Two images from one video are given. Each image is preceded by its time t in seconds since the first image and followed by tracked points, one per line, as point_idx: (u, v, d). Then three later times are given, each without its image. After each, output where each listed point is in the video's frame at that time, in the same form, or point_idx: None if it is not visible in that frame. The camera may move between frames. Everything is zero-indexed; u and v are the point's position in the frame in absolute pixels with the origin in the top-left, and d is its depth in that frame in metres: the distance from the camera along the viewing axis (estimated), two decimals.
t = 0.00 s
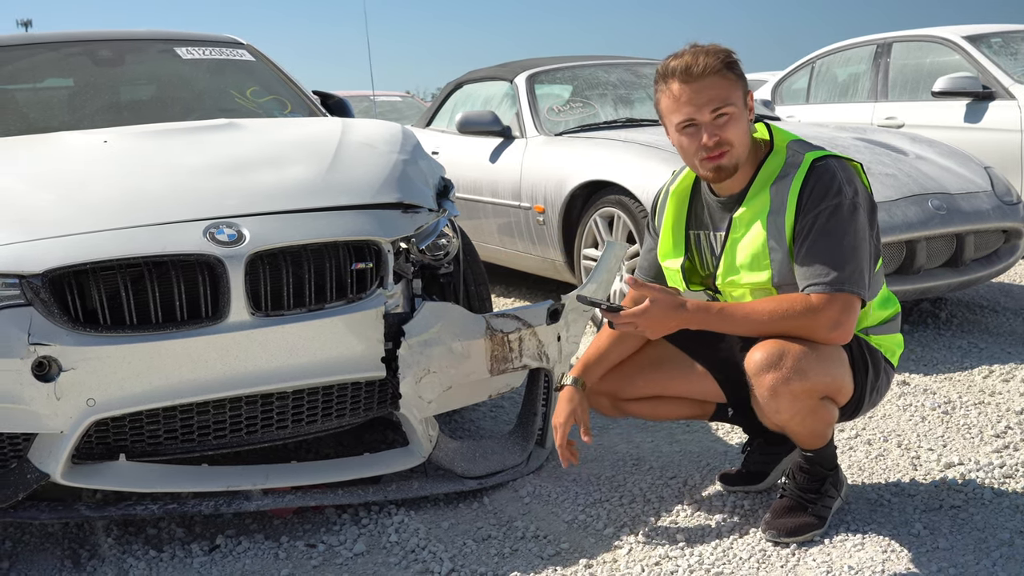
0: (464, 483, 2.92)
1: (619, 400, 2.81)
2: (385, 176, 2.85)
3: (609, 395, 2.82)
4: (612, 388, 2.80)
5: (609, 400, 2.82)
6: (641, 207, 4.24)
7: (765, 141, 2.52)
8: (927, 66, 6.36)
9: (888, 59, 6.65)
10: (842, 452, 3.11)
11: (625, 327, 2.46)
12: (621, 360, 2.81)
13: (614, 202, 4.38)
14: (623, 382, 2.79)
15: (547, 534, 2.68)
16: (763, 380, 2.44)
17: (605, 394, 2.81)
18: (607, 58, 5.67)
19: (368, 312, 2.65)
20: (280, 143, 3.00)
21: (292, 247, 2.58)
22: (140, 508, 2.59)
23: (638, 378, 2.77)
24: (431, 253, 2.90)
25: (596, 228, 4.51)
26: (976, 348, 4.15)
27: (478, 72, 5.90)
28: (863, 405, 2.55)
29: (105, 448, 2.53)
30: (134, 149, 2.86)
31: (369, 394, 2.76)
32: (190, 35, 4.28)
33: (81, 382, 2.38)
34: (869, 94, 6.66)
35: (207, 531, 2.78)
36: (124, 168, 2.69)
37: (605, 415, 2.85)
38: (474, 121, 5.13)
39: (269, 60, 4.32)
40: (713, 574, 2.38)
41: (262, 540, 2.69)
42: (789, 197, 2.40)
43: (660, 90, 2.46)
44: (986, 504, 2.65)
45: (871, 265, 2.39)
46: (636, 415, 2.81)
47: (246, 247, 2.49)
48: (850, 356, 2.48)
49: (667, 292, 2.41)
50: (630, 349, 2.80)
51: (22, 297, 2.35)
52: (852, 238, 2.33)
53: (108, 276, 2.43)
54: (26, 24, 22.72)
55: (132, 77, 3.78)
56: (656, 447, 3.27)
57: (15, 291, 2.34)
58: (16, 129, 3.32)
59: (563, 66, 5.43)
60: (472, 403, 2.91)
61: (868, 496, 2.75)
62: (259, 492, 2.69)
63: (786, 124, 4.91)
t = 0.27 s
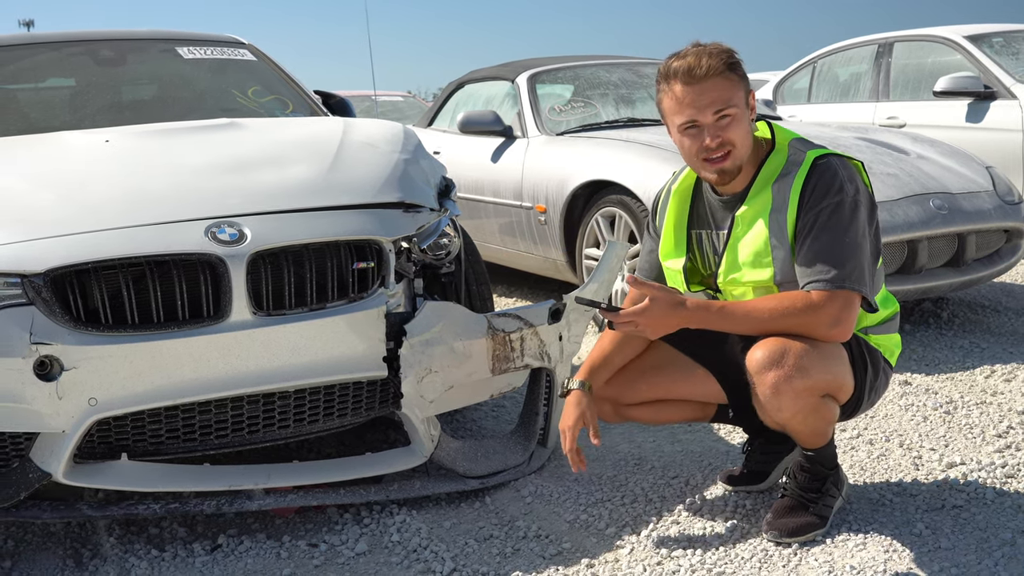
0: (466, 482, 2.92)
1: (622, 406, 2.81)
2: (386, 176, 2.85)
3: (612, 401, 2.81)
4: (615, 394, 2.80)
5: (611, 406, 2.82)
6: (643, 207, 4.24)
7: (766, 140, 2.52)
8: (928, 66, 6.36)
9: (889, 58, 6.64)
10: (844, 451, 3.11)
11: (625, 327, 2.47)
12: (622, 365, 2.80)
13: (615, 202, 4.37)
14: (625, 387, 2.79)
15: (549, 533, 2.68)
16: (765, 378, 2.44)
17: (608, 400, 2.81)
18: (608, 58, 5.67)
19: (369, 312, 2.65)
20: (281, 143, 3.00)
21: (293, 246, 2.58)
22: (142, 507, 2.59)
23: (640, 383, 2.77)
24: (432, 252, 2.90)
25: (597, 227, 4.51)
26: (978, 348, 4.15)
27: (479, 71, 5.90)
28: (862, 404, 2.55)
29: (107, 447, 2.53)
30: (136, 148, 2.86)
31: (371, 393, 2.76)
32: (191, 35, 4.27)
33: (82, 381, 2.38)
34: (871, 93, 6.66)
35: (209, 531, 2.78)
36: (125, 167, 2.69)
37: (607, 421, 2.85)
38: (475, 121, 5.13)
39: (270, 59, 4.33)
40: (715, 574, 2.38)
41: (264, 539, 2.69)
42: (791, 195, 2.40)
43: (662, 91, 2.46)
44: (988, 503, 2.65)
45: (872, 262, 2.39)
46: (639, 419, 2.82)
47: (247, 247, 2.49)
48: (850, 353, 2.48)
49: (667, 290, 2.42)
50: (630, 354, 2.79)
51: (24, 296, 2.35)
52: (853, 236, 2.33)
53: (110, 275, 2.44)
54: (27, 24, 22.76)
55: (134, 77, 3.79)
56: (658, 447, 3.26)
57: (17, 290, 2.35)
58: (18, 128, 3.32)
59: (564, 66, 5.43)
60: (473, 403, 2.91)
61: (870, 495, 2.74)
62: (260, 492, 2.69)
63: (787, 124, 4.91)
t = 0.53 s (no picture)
0: (470, 482, 2.92)
1: (623, 409, 2.82)
2: (391, 176, 2.85)
3: (613, 403, 2.83)
4: (615, 397, 2.81)
5: (613, 408, 2.83)
6: (647, 207, 4.23)
7: (769, 140, 2.51)
8: (933, 65, 6.34)
9: (894, 59, 6.63)
10: (849, 452, 3.10)
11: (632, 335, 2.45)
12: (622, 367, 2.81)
13: (619, 202, 4.37)
14: (626, 390, 2.79)
15: (553, 533, 2.67)
16: (775, 380, 2.43)
17: (609, 403, 2.83)
18: (613, 58, 5.66)
19: (374, 312, 2.64)
20: (286, 142, 2.99)
21: (298, 246, 2.57)
22: (146, 507, 2.59)
23: (640, 386, 2.78)
24: (436, 252, 2.91)
25: (602, 227, 4.50)
26: (984, 348, 4.14)
27: (483, 71, 5.90)
28: (869, 404, 2.54)
29: (112, 447, 2.52)
30: (140, 148, 2.86)
31: (376, 393, 2.76)
32: (195, 34, 4.27)
33: (87, 380, 2.38)
34: (875, 93, 6.65)
35: (213, 530, 2.78)
36: (130, 167, 2.69)
37: (610, 423, 2.86)
38: (479, 121, 5.12)
39: (274, 59, 4.32)
40: (721, 574, 2.37)
41: (268, 539, 2.68)
42: (796, 195, 2.39)
43: (665, 90, 2.45)
44: (995, 504, 2.64)
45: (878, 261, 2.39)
46: (641, 421, 2.82)
47: (252, 246, 2.48)
48: (858, 355, 2.48)
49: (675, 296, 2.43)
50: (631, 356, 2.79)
51: (29, 296, 2.35)
52: (859, 235, 2.32)
53: (114, 275, 2.43)
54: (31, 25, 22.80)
55: (138, 77, 3.78)
56: (662, 447, 3.26)
57: (22, 289, 2.34)
58: (22, 128, 3.32)
59: (568, 66, 5.42)
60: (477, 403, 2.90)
61: (876, 496, 2.74)
62: (265, 492, 2.68)
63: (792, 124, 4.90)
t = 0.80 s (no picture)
0: (472, 483, 2.92)
1: (628, 407, 2.81)
2: (393, 176, 2.85)
3: (618, 402, 2.81)
4: (621, 395, 2.79)
5: (617, 406, 2.82)
6: (649, 207, 4.23)
7: (769, 140, 2.51)
8: (935, 65, 6.34)
9: (895, 58, 6.63)
10: (851, 452, 3.10)
11: (637, 335, 2.40)
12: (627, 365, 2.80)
13: (621, 202, 4.36)
14: (631, 389, 2.78)
15: (555, 534, 2.67)
16: (779, 380, 2.43)
17: (614, 401, 2.81)
18: (614, 58, 5.66)
19: (376, 312, 2.64)
20: (287, 142, 2.99)
21: (300, 246, 2.57)
22: (148, 507, 2.59)
23: (646, 385, 2.76)
24: (438, 252, 2.88)
25: (603, 227, 4.50)
26: (986, 349, 4.13)
27: (484, 71, 5.90)
28: (873, 405, 2.54)
29: (113, 447, 2.52)
30: (142, 147, 2.86)
31: (377, 393, 2.76)
32: (196, 34, 4.27)
33: (89, 381, 2.38)
34: (877, 93, 6.64)
35: (215, 530, 2.78)
36: (132, 167, 2.69)
37: (613, 421, 2.86)
38: (481, 121, 5.12)
39: (276, 59, 4.32)
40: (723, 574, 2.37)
41: (270, 539, 2.68)
42: (798, 195, 2.39)
43: (664, 87, 2.46)
44: (997, 505, 2.64)
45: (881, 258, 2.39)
46: (645, 420, 2.82)
47: (254, 247, 2.48)
48: (862, 356, 2.47)
49: (681, 298, 2.39)
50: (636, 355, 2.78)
51: (31, 295, 2.34)
52: (864, 233, 2.32)
53: (116, 275, 2.43)
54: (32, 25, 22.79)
55: (139, 77, 3.78)
56: (664, 448, 3.25)
57: (24, 289, 2.34)
58: (24, 128, 3.32)
59: (570, 66, 5.42)
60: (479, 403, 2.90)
61: (878, 496, 2.73)
62: (266, 492, 2.68)
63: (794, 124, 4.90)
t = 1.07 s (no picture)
0: (473, 483, 2.92)
1: (631, 405, 2.80)
2: (394, 176, 2.84)
3: (620, 400, 2.79)
4: (624, 394, 2.78)
5: (620, 405, 2.80)
6: (650, 207, 4.22)
7: (772, 140, 2.50)
8: (937, 65, 6.33)
9: (897, 58, 6.62)
10: (853, 452, 3.10)
11: (643, 340, 2.39)
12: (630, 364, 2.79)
13: (622, 202, 4.36)
14: (635, 386, 2.77)
15: (557, 534, 2.67)
16: (786, 381, 2.43)
17: (617, 399, 2.79)
18: (616, 58, 5.66)
19: (378, 311, 2.64)
20: (289, 142, 2.99)
21: (302, 246, 2.57)
22: (149, 507, 2.58)
23: (650, 383, 2.76)
24: (439, 252, 2.88)
25: (605, 227, 4.49)
26: (987, 349, 4.13)
27: (485, 71, 5.90)
28: (877, 404, 2.54)
29: (115, 447, 2.52)
30: (144, 147, 2.86)
31: (379, 393, 2.76)
32: (198, 34, 4.27)
33: (91, 380, 2.38)
34: (879, 93, 6.63)
35: (216, 530, 2.78)
36: (134, 166, 2.68)
37: (615, 420, 2.83)
38: (482, 120, 5.12)
39: (278, 59, 4.32)
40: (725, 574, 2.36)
41: (272, 539, 2.68)
42: (802, 195, 2.38)
43: (670, 89, 2.45)
44: (999, 505, 2.63)
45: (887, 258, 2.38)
46: (647, 419, 2.81)
47: (256, 247, 2.48)
48: (868, 356, 2.47)
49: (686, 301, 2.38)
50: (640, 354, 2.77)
51: (33, 295, 2.34)
52: (868, 234, 2.31)
53: (118, 274, 2.43)
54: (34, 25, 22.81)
55: (141, 76, 3.78)
56: (666, 448, 3.25)
57: (26, 289, 2.34)
58: (26, 128, 3.32)
59: (571, 66, 5.42)
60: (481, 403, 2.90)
61: (880, 496, 2.73)
62: (268, 492, 2.68)
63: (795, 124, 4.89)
